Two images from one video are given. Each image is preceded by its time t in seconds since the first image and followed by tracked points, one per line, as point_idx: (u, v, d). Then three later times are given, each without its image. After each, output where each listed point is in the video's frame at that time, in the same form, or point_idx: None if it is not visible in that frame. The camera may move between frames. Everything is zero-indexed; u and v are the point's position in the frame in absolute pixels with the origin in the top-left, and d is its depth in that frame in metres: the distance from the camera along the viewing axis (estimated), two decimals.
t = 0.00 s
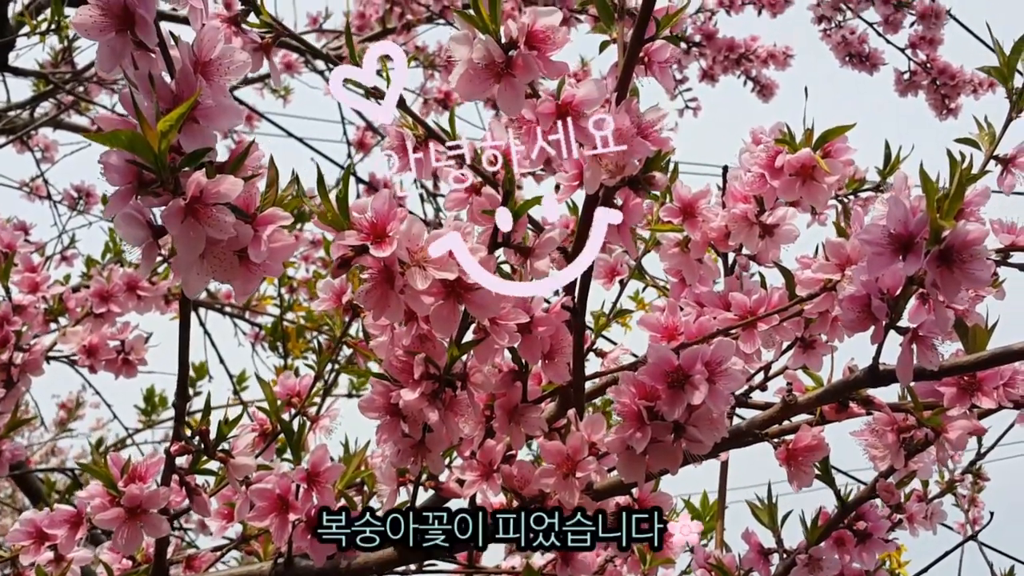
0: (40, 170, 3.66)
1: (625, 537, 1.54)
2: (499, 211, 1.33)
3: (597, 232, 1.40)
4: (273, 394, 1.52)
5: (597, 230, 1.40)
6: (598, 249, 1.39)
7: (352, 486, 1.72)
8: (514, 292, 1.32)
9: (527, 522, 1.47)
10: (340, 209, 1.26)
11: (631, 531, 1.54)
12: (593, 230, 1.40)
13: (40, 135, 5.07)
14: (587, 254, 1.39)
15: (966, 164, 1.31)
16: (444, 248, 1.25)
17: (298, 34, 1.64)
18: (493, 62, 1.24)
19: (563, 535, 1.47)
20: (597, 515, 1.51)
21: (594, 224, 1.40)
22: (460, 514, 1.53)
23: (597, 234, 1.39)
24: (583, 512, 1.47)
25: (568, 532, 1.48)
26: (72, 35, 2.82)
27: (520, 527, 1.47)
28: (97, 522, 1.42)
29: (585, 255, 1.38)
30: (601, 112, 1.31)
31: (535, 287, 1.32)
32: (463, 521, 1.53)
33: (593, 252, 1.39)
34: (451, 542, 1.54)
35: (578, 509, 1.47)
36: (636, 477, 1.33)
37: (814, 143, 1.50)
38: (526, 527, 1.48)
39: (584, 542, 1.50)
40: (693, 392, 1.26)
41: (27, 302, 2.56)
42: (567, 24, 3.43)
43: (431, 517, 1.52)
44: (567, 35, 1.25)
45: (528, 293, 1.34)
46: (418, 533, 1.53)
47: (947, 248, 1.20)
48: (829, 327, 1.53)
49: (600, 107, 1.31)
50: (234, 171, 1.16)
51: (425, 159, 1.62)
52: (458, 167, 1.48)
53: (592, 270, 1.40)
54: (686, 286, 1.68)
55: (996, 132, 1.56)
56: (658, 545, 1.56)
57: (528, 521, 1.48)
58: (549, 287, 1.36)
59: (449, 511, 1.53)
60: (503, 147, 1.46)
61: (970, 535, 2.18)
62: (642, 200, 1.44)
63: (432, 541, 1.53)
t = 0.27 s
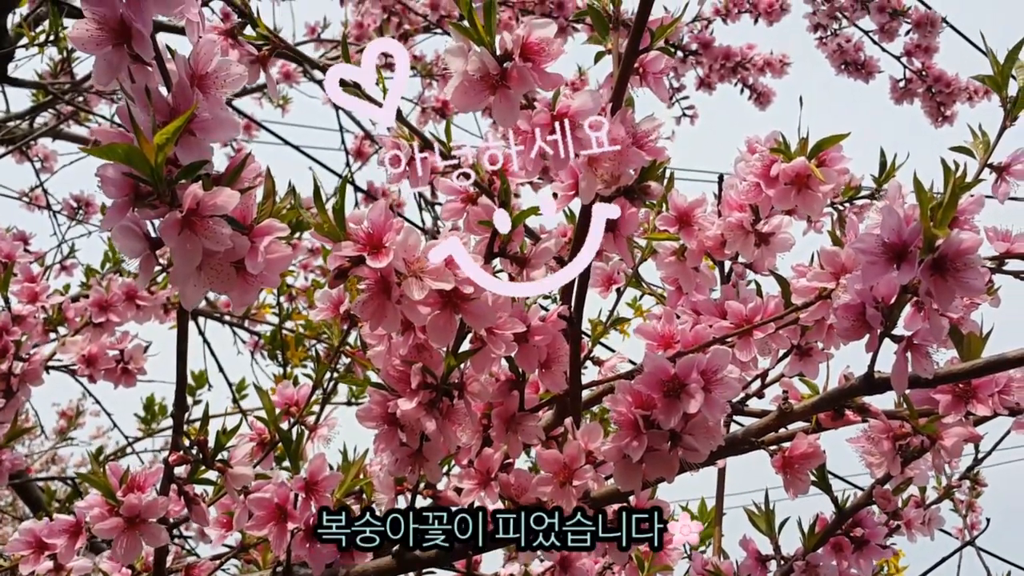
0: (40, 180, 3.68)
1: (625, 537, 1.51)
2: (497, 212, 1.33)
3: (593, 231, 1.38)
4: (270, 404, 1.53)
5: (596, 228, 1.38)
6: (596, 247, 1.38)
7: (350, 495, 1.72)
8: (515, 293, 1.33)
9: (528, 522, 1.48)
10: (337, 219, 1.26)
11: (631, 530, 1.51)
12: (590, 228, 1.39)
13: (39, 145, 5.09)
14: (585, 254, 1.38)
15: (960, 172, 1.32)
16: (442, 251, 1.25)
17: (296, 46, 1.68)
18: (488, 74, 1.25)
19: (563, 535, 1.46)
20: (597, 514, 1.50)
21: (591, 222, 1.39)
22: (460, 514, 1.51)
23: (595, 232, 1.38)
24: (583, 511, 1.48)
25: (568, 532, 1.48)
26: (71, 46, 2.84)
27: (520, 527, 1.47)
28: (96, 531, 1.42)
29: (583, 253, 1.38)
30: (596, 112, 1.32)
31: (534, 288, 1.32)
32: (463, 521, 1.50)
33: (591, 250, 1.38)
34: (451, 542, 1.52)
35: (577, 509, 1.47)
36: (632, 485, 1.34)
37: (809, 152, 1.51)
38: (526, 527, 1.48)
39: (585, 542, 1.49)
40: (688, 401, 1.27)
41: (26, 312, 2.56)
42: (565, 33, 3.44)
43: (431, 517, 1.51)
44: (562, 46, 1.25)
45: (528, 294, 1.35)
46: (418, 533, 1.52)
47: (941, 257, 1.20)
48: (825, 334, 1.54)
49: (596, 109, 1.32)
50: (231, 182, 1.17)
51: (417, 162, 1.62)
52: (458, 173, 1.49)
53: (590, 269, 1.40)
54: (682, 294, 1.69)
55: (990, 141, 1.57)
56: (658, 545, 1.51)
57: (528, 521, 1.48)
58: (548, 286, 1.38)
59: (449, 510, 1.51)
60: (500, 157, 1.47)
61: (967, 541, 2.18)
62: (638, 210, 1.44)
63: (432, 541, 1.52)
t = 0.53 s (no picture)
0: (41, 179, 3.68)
1: (625, 537, 1.51)
2: (499, 212, 1.33)
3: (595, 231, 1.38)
4: (272, 404, 1.53)
5: (597, 228, 1.38)
6: (597, 247, 1.38)
7: (351, 495, 1.72)
8: (517, 293, 1.34)
9: (528, 522, 1.47)
10: (342, 220, 1.27)
11: (631, 530, 1.52)
12: (591, 228, 1.39)
13: (41, 143, 5.09)
14: (586, 254, 1.39)
15: (964, 179, 1.32)
16: (442, 249, 1.27)
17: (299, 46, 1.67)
18: (494, 76, 1.25)
19: (563, 535, 1.44)
20: (597, 514, 1.48)
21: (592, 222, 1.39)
22: (460, 514, 1.49)
23: (596, 232, 1.38)
24: (583, 511, 1.45)
25: (568, 532, 1.45)
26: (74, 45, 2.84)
27: (520, 527, 1.46)
28: (97, 530, 1.42)
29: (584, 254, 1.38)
30: (602, 111, 1.32)
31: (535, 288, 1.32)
32: (463, 521, 1.49)
33: (592, 251, 1.38)
34: (451, 542, 1.51)
35: (578, 509, 1.45)
36: (634, 488, 1.33)
37: (813, 158, 1.51)
38: (526, 527, 1.47)
39: (585, 542, 1.47)
40: (691, 405, 1.27)
41: (28, 310, 2.56)
42: (568, 37, 3.45)
43: (431, 517, 1.50)
44: (568, 49, 1.26)
45: (529, 294, 1.35)
46: (418, 533, 1.51)
47: (945, 263, 1.21)
48: (827, 339, 1.54)
49: (602, 111, 1.32)
50: (236, 182, 1.16)
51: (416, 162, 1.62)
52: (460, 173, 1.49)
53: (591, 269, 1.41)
54: (685, 297, 1.69)
55: (994, 147, 1.57)
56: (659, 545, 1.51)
57: (528, 521, 1.47)
58: (550, 286, 1.38)
59: (449, 511, 1.49)
60: (504, 159, 1.47)
61: (966, 547, 2.18)
62: (642, 213, 1.45)
63: (432, 541, 1.51)
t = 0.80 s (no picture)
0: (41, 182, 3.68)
1: (625, 537, 1.50)
2: (499, 212, 1.32)
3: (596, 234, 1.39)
4: (272, 407, 1.53)
5: (597, 232, 1.39)
6: (598, 250, 1.38)
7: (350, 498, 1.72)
8: (516, 294, 1.34)
9: (528, 522, 1.47)
10: (342, 224, 1.27)
11: (631, 530, 1.50)
12: (592, 231, 1.39)
13: (40, 146, 5.09)
14: (586, 256, 1.39)
15: (963, 184, 1.32)
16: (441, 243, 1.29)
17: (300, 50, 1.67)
18: (495, 80, 1.26)
19: (563, 535, 1.44)
20: (597, 515, 1.48)
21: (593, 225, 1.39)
22: (460, 514, 1.50)
23: (597, 235, 1.39)
24: (583, 511, 1.45)
25: (568, 532, 1.45)
26: (75, 48, 2.84)
27: (520, 527, 1.46)
28: (97, 533, 1.42)
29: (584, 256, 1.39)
30: (603, 114, 1.32)
31: (533, 289, 1.32)
32: (462, 521, 1.50)
33: (592, 254, 1.39)
34: (451, 543, 1.52)
35: (578, 509, 1.45)
36: (634, 492, 1.33)
37: (812, 162, 1.51)
38: (526, 527, 1.47)
39: (584, 542, 1.46)
40: (691, 409, 1.27)
41: (28, 312, 2.57)
42: (568, 40, 3.45)
43: (431, 517, 1.52)
44: (569, 54, 1.26)
45: (528, 294, 1.36)
46: (418, 533, 1.53)
47: (945, 268, 1.21)
48: (826, 344, 1.54)
49: (603, 115, 1.32)
50: (237, 185, 1.16)
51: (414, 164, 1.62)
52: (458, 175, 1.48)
53: (591, 272, 1.41)
54: (684, 301, 1.70)
55: (993, 152, 1.57)
56: (659, 546, 1.50)
57: (528, 522, 1.47)
58: (550, 287, 1.38)
59: (449, 511, 1.51)
60: (504, 163, 1.47)
61: (965, 552, 2.18)
62: (642, 218, 1.45)
63: (432, 541, 1.53)
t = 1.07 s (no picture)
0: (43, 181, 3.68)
1: (625, 538, 1.48)
2: (501, 210, 1.33)
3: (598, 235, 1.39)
4: (274, 408, 1.52)
5: (599, 234, 1.39)
6: (599, 251, 1.38)
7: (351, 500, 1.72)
8: (518, 294, 1.34)
9: (528, 522, 1.44)
10: (345, 225, 1.27)
11: (631, 531, 1.47)
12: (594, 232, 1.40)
13: (41, 145, 5.09)
14: (587, 257, 1.39)
15: (966, 189, 1.33)
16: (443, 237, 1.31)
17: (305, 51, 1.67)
18: (500, 83, 1.26)
19: (563, 536, 1.41)
20: (597, 515, 1.46)
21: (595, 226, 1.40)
22: (460, 514, 1.51)
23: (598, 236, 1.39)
24: (583, 511, 1.43)
25: (568, 532, 1.43)
26: (77, 47, 2.84)
27: (520, 527, 1.44)
28: (98, 533, 1.42)
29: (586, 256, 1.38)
30: (607, 117, 1.32)
31: (533, 287, 1.32)
32: (462, 521, 1.51)
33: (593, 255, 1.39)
34: (452, 543, 1.52)
35: (578, 509, 1.43)
36: (635, 495, 1.33)
37: (816, 166, 1.51)
38: (526, 527, 1.45)
39: (585, 542, 1.44)
40: (693, 413, 1.27)
41: (29, 311, 2.56)
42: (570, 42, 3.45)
43: (431, 517, 1.52)
44: (573, 57, 1.26)
45: (529, 294, 1.35)
46: (418, 533, 1.53)
47: (948, 272, 1.21)
48: (828, 347, 1.55)
49: (607, 118, 1.32)
50: (240, 187, 1.16)
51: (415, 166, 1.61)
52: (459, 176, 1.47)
53: (592, 275, 1.40)
54: (686, 304, 1.70)
55: (996, 157, 1.57)
56: (660, 546, 1.47)
57: (528, 522, 1.44)
58: (552, 287, 1.38)
59: (449, 511, 1.51)
60: (508, 165, 1.47)
61: (965, 556, 2.18)
62: (645, 221, 1.45)
63: (432, 541, 1.53)
